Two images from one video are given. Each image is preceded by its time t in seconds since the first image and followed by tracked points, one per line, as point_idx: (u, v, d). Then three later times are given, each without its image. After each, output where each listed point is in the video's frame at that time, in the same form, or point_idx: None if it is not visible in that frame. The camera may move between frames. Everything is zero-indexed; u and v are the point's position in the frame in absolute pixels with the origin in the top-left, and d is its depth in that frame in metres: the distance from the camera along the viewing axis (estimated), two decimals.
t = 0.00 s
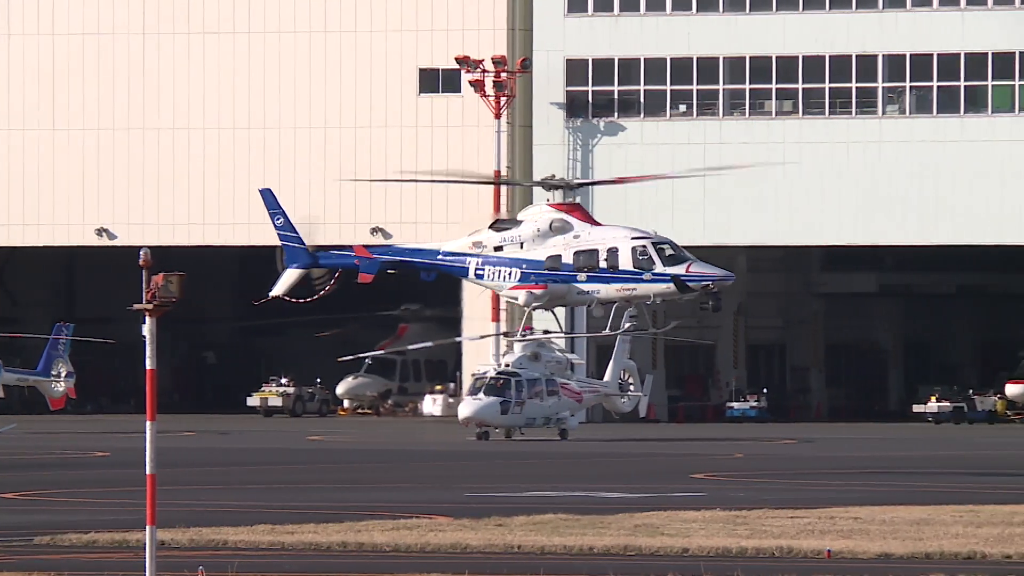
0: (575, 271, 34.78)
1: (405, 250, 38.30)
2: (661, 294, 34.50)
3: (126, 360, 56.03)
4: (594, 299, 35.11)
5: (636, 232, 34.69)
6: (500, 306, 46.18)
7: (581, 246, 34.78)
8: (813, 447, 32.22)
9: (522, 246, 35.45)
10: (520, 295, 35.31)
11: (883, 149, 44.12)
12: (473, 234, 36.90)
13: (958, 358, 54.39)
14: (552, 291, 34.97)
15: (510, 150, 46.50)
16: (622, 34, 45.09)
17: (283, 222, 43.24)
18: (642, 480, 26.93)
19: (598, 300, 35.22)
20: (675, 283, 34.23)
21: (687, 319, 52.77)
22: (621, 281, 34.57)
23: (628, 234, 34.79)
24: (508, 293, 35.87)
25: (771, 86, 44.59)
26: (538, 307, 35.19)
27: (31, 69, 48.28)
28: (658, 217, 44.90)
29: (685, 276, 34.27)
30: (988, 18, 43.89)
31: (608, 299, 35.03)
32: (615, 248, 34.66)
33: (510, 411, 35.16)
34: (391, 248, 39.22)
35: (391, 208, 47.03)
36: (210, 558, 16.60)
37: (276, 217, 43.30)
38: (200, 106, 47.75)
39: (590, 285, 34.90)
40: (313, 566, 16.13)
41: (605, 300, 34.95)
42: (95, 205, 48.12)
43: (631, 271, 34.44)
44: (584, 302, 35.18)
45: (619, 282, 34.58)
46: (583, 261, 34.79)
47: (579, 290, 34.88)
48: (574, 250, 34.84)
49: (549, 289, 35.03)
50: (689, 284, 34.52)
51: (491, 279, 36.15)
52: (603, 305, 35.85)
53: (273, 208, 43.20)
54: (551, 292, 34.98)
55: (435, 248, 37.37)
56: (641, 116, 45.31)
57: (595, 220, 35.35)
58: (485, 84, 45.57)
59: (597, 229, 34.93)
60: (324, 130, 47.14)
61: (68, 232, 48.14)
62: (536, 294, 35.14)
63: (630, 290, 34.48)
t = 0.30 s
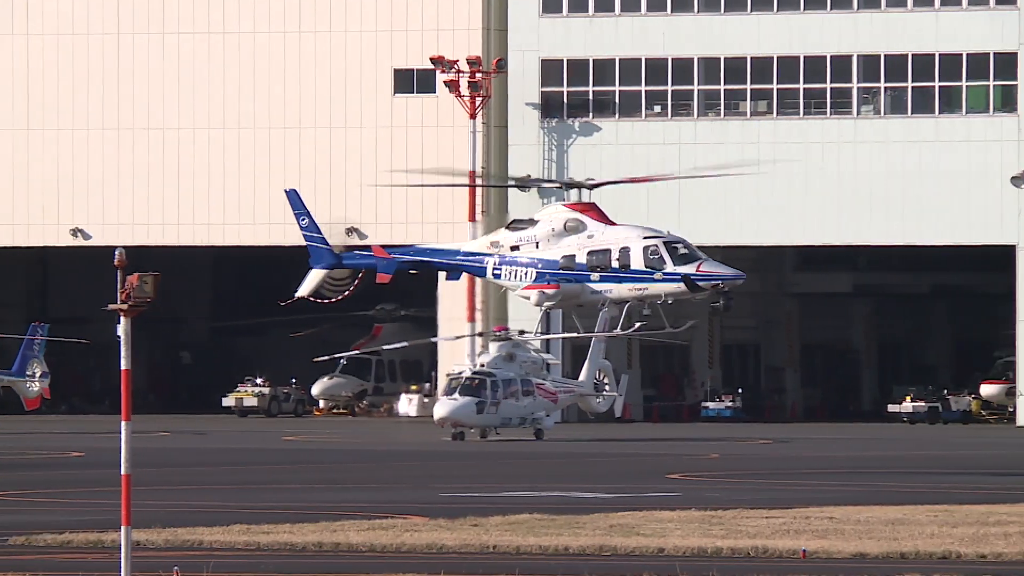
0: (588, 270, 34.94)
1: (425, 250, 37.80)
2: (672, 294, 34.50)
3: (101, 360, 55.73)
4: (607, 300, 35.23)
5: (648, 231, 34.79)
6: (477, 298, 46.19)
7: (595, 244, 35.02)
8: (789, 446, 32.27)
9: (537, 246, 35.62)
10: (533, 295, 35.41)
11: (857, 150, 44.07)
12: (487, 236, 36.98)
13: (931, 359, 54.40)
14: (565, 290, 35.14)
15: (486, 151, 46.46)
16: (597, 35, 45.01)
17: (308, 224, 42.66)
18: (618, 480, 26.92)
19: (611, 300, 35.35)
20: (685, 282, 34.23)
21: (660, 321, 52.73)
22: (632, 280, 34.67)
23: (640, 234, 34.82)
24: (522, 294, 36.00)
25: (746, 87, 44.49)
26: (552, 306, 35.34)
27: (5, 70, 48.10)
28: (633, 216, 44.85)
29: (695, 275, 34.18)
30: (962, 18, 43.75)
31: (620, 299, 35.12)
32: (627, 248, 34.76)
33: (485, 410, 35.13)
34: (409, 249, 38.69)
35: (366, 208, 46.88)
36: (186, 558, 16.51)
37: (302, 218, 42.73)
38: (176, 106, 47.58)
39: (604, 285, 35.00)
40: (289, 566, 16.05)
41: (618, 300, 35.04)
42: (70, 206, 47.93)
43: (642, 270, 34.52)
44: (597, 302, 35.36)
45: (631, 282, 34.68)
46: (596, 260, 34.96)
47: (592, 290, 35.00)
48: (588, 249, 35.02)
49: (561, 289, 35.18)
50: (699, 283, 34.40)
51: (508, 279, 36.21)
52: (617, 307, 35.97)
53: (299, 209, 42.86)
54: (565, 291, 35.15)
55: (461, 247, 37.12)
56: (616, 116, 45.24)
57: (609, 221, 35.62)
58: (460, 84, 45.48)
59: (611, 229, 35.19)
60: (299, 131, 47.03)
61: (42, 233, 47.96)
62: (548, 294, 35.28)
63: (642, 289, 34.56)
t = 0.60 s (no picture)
0: (603, 271, 34.39)
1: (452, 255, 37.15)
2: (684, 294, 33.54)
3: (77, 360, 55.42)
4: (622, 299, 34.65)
5: (661, 231, 33.86)
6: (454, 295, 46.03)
7: (610, 246, 34.34)
8: (767, 447, 32.30)
9: (554, 246, 35.15)
10: (546, 295, 35.06)
11: (835, 150, 43.63)
12: (509, 234, 36.52)
13: (908, 360, 55.24)
14: (578, 291, 34.70)
15: (463, 151, 46.36)
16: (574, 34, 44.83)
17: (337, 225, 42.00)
18: (597, 480, 26.87)
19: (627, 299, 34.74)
20: (696, 282, 33.07)
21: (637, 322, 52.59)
22: (645, 280, 33.88)
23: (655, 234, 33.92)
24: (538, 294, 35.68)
25: (724, 86, 44.16)
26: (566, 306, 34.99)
27: None
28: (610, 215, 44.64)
29: (704, 274, 33.00)
30: (941, 18, 43.40)
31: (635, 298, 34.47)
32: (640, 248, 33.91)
33: (462, 411, 35.05)
34: (434, 253, 37.93)
35: (344, 207, 46.73)
36: (163, 558, 16.40)
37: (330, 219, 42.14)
38: (154, 106, 47.42)
39: (619, 284, 34.38)
40: (267, 566, 15.96)
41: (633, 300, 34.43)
42: (47, 207, 47.76)
43: (655, 271, 33.64)
44: (612, 302, 34.83)
45: (644, 281, 33.91)
46: (610, 260, 34.37)
47: (606, 290, 34.50)
48: (603, 250, 34.40)
49: (575, 289, 34.73)
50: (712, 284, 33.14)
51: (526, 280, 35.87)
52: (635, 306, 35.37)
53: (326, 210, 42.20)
54: (578, 291, 34.72)
55: (490, 247, 36.72)
56: (594, 116, 45.00)
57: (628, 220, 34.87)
58: (438, 84, 45.34)
59: (628, 229, 34.41)
60: (276, 131, 46.88)
61: (19, 233, 47.80)
62: (562, 294, 34.85)
63: (655, 289, 33.74)
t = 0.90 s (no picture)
0: (613, 271, 33.86)
1: (463, 257, 37.08)
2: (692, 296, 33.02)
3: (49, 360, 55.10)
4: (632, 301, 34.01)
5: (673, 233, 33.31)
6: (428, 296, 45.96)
7: (621, 247, 33.86)
8: (742, 447, 32.33)
9: (568, 247, 34.83)
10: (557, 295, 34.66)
11: (808, 150, 43.60)
12: (528, 237, 36.22)
13: (884, 360, 55.13)
14: (587, 290, 34.27)
15: (437, 151, 46.26)
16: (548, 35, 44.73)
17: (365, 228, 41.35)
18: (571, 480, 26.85)
19: (637, 302, 34.09)
20: (702, 283, 32.54)
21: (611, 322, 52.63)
22: (653, 281, 33.33)
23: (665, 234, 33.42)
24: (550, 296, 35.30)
25: (698, 86, 44.07)
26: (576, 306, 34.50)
27: None
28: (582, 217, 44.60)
29: (710, 275, 32.44)
30: (914, 18, 43.32)
31: (644, 301, 33.84)
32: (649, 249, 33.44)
33: (436, 412, 34.97)
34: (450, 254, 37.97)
35: (317, 208, 46.59)
36: (136, 559, 16.31)
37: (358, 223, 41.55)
38: (127, 106, 47.26)
39: (628, 286, 33.83)
40: (241, 566, 15.89)
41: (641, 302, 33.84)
42: (20, 207, 47.55)
43: (663, 271, 33.10)
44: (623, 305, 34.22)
45: (653, 283, 33.31)
46: (621, 262, 33.82)
47: (615, 291, 33.89)
48: (614, 251, 33.94)
49: (583, 289, 34.31)
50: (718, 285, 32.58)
51: (544, 282, 35.42)
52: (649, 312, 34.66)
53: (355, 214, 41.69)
54: (588, 290, 34.25)
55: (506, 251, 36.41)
56: (568, 116, 44.93)
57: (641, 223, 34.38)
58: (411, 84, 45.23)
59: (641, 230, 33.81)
60: (250, 132, 46.77)
61: None
62: (573, 296, 34.50)
63: (663, 290, 33.18)
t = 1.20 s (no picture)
0: (614, 272, 33.65)
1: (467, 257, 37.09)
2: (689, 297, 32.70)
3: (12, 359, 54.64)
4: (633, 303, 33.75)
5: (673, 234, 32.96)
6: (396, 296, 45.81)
7: (624, 248, 33.61)
8: (710, 447, 32.33)
9: (575, 249, 34.66)
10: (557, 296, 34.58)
11: (776, 150, 43.56)
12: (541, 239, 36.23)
13: (852, 359, 55.39)
14: (588, 291, 34.10)
15: (403, 151, 46.07)
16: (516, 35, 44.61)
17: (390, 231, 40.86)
18: (540, 480, 26.77)
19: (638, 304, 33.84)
20: (700, 285, 32.10)
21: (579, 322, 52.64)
22: (653, 283, 33.02)
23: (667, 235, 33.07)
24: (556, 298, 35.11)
25: (665, 86, 43.99)
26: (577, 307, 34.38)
27: None
28: (549, 216, 44.51)
29: (705, 276, 31.99)
30: (881, 18, 43.27)
31: (645, 303, 33.55)
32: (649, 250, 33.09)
33: (403, 412, 34.83)
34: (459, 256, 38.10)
35: (284, 207, 46.39)
36: (102, 559, 16.14)
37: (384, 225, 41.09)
38: (93, 105, 46.98)
39: (629, 288, 33.55)
40: (208, 566, 15.75)
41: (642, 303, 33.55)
42: None
43: (663, 273, 32.77)
44: (626, 306, 33.97)
45: (653, 283, 33.00)
46: (623, 263, 33.59)
47: (617, 292, 33.71)
48: (617, 252, 33.73)
49: (586, 290, 34.13)
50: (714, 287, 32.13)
51: (551, 282, 35.15)
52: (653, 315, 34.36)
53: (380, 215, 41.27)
54: (589, 292, 34.06)
55: (520, 252, 36.31)
56: (535, 116, 44.87)
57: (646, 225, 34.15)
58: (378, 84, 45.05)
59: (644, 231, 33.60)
60: (217, 131, 46.54)
61: None
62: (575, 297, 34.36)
63: (663, 291, 32.86)
